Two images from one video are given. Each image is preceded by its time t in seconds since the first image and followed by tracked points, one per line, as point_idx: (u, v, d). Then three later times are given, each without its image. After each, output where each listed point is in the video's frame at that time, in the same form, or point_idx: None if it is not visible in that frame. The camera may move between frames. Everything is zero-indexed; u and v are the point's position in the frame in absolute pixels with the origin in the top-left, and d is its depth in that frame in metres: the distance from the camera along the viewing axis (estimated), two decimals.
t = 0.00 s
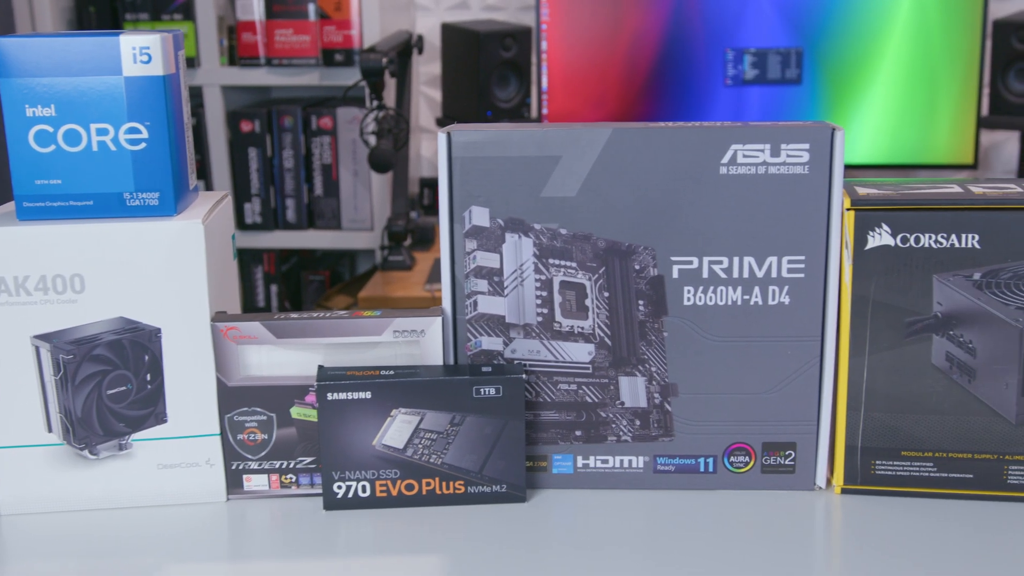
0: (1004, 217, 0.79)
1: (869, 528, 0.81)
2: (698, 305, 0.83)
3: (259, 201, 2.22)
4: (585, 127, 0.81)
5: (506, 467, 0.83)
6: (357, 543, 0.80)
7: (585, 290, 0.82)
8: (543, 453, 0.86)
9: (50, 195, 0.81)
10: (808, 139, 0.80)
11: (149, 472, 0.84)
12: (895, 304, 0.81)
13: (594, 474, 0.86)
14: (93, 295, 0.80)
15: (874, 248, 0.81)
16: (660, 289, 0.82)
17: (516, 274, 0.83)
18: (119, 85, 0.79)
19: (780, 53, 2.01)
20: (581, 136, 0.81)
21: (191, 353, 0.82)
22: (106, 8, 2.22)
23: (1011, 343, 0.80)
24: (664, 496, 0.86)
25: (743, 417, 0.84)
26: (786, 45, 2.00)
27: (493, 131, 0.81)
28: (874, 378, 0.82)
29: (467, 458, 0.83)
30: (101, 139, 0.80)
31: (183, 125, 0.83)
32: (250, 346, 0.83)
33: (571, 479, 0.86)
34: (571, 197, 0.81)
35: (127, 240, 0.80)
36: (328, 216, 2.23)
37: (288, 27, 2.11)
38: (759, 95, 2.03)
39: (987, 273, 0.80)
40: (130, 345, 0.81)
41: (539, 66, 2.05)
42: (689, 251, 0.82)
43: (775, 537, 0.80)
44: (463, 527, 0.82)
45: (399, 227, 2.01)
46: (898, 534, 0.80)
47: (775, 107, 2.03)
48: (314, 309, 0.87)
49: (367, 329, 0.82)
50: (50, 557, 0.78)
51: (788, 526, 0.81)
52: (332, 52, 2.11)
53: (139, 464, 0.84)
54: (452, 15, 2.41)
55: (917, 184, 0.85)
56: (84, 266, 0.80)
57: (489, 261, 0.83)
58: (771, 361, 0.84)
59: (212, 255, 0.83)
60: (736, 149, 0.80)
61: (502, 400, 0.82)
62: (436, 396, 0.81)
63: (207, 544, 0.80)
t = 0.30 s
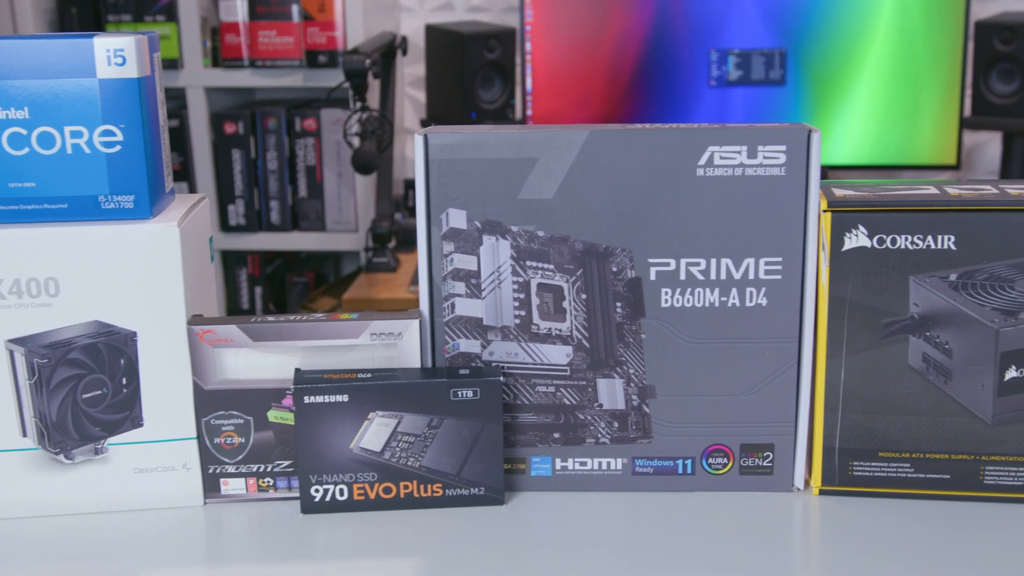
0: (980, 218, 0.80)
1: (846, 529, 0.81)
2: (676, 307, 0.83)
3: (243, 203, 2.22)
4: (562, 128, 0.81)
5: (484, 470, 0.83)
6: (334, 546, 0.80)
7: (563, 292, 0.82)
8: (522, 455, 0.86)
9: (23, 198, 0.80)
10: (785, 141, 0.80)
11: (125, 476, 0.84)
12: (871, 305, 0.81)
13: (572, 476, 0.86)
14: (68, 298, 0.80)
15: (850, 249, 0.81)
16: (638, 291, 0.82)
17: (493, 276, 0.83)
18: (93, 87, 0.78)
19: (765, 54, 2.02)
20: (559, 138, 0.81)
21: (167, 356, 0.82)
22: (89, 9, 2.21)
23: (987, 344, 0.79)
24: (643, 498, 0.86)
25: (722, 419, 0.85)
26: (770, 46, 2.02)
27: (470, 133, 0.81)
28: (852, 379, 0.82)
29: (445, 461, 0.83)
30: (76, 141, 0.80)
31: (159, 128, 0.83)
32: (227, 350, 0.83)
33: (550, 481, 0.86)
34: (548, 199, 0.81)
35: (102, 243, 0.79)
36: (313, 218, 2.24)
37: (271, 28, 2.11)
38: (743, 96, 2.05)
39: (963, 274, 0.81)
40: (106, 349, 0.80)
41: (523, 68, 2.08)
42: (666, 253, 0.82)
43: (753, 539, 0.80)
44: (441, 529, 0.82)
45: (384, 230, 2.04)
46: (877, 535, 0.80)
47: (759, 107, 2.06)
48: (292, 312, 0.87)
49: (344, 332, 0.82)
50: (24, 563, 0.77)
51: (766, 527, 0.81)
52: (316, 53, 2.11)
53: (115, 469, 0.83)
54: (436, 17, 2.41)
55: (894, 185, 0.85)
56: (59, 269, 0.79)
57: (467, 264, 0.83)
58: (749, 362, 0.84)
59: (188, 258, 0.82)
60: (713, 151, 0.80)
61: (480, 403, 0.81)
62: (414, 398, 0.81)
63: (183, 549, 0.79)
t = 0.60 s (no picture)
0: (955, 217, 0.80)
1: (823, 528, 0.81)
2: (652, 306, 0.83)
3: (227, 203, 2.23)
4: (538, 128, 0.81)
5: (461, 471, 0.83)
6: (312, 548, 0.79)
7: (540, 292, 0.82)
8: (500, 456, 0.85)
9: None
10: (760, 140, 0.80)
11: (100, 479, 0.83)
12: (848, 304, 0.81)
13: (550, 476, 0.86)
14: (41, 300, 0.79)
15: (827, 248, 0.81)
16: (615, 290, 0.82)
17: (470, 276, 0.82)
18: (66, 87, 0.78)
19: (748, 54, 2.03)
20: (534, 137, 0.80)
21: (141, 358, 0.81)
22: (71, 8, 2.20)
23: (963, 342, 0.80)
24: (621, 498, 0.86)
25: (700, 418, 0.85)
26: (753, 46, 2.03)
27: (446, 133, 0.81)
28: (829, 378, 0.82)
29: (423, 462, 0.83)
30: (49, 142, 0.79)
31: (133, 128, 0.83)
32: (203, 351, 0.82)
33: (528, 481, 0.86)
34: (524, 199, 0.81)
35: (75, 244, 0.79)
36: (297, 218, 2.25)
37: (254, 28, 2.11)
38: (727, 96, 2.06)
39: (939, 273, 0.81)
40: (80, 350, 0.80)
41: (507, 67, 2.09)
42: (642, 252, 0.82)
43: (730, 538, 0.80)
44: (419, 530, 0.81)
45: (368, 230, 2.05)
46: (855, 534, 0.80)
47: (743, 107, 2.07)
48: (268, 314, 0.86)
49: (320, 332, 0.82)
50: None
51: (744, 527, 0.81)
52: (299, 53, 2.12)
53: (90, 471, 0.83)
54: (420, 17, 2.41)
55: (869, 185, 0.85)
56: (32, 271, 0.79)
57: (443, 264, 0.82)
58: (726, 362, 0.84)
59: (163, 259, 0.82)
60: (689, 150, 0.80)
61: (457, 403, 0.81)
62: (390, 399, 0.81)
63: (159, 551, 0.79)
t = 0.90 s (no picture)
0: (929, 214, 0.80)
1: (799, 524, 0.81)
2: (628, 304, 0.83)
3: (208, 203, 2.23)
4: (513, 126, 0.81)
5: (437, 470, 0.83)
6: (287, 548, 0.79)
7: (516, 290, 0.82)
8: (476, 454, 0.85)
9: None
10: (735, 137, 0.80)
11: (74, 480, 0.83)
12: (823, 300, 0.81)
13: (527, 474, 0.86)
14: (13, 301, 0.79)
15: (802, 245, 0.81)
16: (591, 288, 0.82)
17: (445, 274, 0.82)
18: (36, 85, 0.77)
19: (730, 53, 2.05)
20: (509, 135, 0.80)
21: (115, 358, 0.81)
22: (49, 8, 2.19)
23: (938, 338, 0.80)
24: (598, 496, 0.85)
25: (677, 416, 0.85)
26: (735, 45, 2.04)
27: (421, 131, 0.81)
28: (805, 374, 0.83)
29: (398, 461, 0.82)
30: (20, 141, 0.79)
31: (106, 125, 0.83)
32: (177, 351, 0.82)
33: (505, 480, 0.86)
34: (499, 196, 0.81)
35: (47, 244, 0.78)
36: (279, 218, 2.24)
37: (235, 27, 2.12)
38: (709, 94, 2.07)
39: (913, 269, 0.81)
40: (53, 350, 0.79)
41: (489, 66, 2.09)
42: (618, 250, 0.82)
43: (708, 536, 0.80)
44: (394, 529, 0.81)
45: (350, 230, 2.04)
46: (832, 530, 0.80)
47: (726, 105, 2.08)
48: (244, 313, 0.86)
49: (295, 331, 0.82)
50: None
51: (721, 524, 0.81)
52: (280, 52, 2.12)
53: (64, 472, 0.82)
54: (403, 16, 2.40)
55: (845, 182, 0.85)
56: (4, 271, 0.78)
57: (419, 262, 0.82)
58: (702, 359, 0.84)
59: (137, 258, 0.82)
60: (664, 148, 0.80)
61: (432, 402, 0.81)
62: (366, 398, 0.80)
63: (134, 553, 0.78)
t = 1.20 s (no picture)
0: (899, 212, 0.80)
1: (772, 523, 0.81)
2: (600, 304, 0.82)
3: (188, 205, 2.25)
4: (482, 127, 0.81)
5: (409, 471, 0.83)
6: (259, 551, 0.78)
7: (487, 291, 0.82)
8: (449, 455, 0.85)
9: None
10: (705, 136, 0.80)
11: (42, 484, 0.82)
12: (794, 299, 0.82)
13: (499, 475, 0.86)
14: None
15: (773, 244, 0.81)
16: (562, 288, 0.82)
17: (416, 275, 0.82)
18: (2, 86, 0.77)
19: (710, 52, 2.06)
20: (480, 135, 0.80)
21: (83, 361, 0.80)
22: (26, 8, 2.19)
23: (908, 336, 0.80)
24: (572, 496, 0.85)
25: (649, 416, 0.85)
26: (715, 44, 2.06)
27: (390, 132, 0.81)
28: (776, 373, 0.83)
29: (370, 462, 0.82)
30: None
31: (74, 126, 0.82)
32: (147, 353, 0.81)
33: (478, 481, 0.86)
34: (470, 197, 0.81)
35: (13, 247, 0.78)
36: (259, 219, 2.27)
37: (214, 28, 2.14)
38: (689, 94, 2.08)
39: (883, 267, 0.81)
40: (20, 354, 0.79)
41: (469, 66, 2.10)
42: (589, 250, 0.82)
43: (681, 535, 0.80)
44: (367, 531, 0.81)
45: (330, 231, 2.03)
46: (805, 528, 0.80)
47: (706, 104, 2.09)
48: (215, 316, 0.86)
49: (266, 333, 0.81)
50: None
51: (694, 524, 0.81)
52: (259, 53, 2.15)
53: (33, 476, 0.82)
54: (383, 16, 2.41)
55: (816, 180, 0.85)
56: None
57: (389, 263, 0.82)
58: (674, 358, 0.84)
59: (106, 261, 0.81)
60: (634, 148, 0.80)
61: (404, 403, 0.81)
62: (337, 399, 0.80)
63: (104, 556, 0.78)
